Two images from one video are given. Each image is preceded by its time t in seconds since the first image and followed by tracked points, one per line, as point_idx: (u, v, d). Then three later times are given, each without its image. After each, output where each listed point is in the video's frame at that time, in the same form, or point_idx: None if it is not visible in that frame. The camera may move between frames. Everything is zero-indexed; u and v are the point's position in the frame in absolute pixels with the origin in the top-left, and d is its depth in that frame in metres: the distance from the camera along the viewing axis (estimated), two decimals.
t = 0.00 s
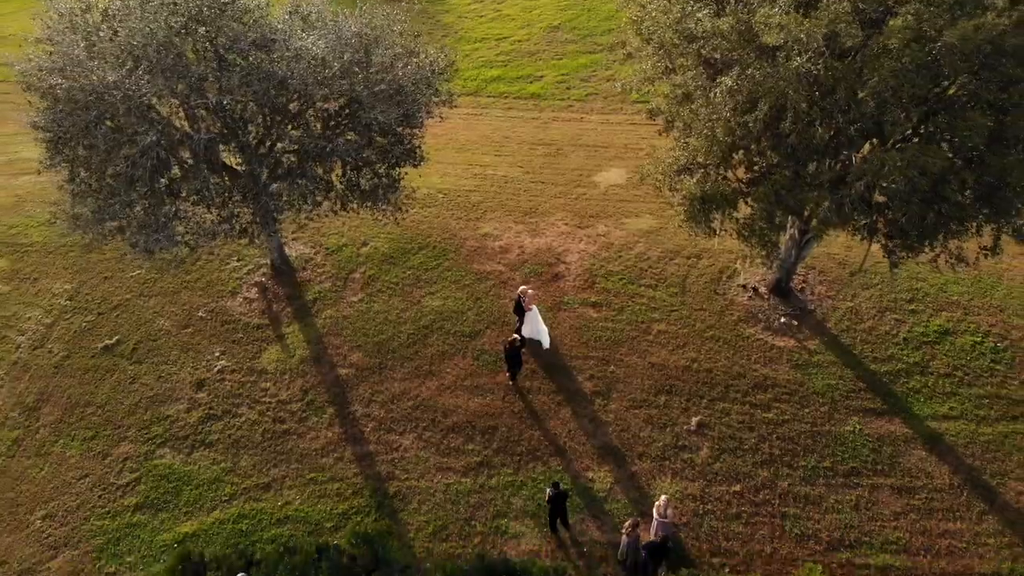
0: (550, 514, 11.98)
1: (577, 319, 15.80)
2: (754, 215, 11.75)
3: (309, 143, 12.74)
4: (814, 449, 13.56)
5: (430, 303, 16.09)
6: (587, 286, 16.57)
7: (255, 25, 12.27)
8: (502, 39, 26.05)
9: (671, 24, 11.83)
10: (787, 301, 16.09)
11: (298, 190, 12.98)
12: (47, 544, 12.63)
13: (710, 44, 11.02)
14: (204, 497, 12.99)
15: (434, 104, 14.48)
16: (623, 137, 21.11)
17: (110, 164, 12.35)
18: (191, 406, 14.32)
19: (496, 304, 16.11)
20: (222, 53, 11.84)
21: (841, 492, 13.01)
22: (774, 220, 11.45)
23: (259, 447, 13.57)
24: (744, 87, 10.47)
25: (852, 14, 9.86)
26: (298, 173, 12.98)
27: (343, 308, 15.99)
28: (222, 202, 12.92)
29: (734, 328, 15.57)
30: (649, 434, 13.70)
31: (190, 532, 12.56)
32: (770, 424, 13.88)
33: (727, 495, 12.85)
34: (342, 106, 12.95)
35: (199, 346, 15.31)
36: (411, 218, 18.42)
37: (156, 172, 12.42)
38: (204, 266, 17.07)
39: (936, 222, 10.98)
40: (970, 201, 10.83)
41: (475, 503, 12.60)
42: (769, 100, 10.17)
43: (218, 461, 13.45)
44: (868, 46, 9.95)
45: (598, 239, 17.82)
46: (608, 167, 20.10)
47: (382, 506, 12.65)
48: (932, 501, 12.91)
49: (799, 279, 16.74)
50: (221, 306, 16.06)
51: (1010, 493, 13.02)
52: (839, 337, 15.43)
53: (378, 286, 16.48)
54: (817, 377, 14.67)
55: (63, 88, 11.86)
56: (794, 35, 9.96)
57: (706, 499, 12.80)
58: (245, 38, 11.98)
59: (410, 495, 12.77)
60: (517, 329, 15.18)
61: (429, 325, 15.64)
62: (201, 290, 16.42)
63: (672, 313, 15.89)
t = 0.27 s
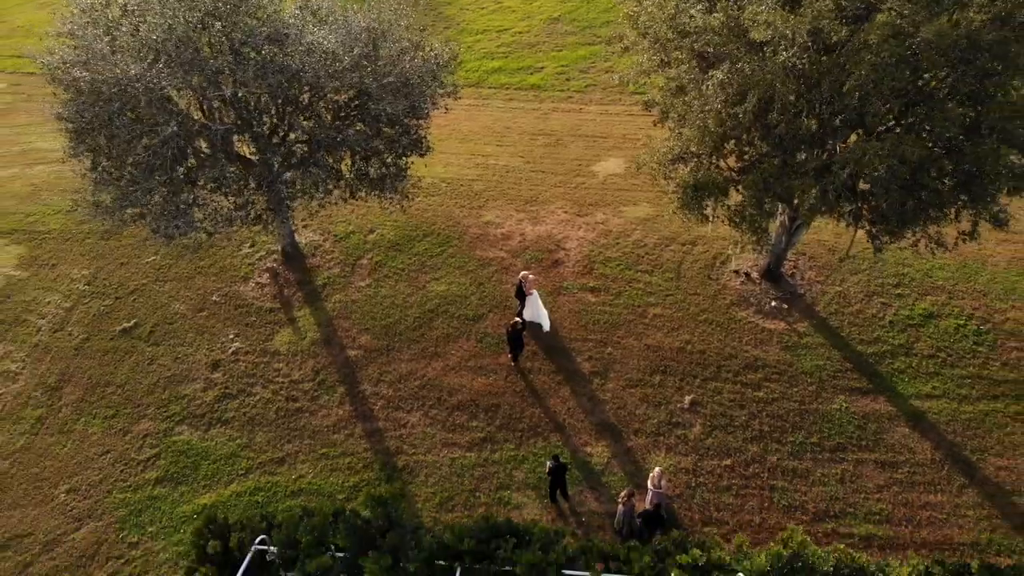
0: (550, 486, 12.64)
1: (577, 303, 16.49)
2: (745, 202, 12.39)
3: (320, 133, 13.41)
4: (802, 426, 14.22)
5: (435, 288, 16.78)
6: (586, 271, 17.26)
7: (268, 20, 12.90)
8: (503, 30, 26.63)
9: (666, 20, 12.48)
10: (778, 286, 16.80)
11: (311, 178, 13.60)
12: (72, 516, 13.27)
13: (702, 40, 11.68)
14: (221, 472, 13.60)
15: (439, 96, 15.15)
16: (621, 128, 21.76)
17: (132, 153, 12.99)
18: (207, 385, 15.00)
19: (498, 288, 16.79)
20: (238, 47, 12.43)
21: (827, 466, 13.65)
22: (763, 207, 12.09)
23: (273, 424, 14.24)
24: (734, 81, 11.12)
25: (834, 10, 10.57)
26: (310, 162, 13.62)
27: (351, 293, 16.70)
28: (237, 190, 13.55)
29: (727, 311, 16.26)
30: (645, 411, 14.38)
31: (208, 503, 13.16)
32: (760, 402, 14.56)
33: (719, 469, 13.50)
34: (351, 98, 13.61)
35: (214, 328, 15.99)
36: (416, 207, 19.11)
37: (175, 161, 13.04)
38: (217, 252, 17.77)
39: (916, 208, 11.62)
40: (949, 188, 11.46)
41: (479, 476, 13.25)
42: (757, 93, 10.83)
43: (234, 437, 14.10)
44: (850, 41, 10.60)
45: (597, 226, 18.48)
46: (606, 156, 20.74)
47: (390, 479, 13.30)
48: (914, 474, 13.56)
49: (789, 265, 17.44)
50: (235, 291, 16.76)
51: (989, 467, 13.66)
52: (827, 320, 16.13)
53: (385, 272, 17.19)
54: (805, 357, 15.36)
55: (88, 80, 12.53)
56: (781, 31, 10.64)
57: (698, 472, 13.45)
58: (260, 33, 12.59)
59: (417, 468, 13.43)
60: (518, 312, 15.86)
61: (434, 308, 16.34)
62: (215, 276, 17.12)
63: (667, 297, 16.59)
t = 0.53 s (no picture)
0: (550, 467, 13.29)
1: (576, 295, 17.18)
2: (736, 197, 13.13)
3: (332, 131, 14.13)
4: (791, 411, 14.88)
5: (439, 281, 17.46)
6: (585, 265, 17.94)
7: (282, 24, 13.57)
8: (504, 32, 27.31)
9: (660, 25, 13.14)
10: (769, 279, 17.50)
11: (323, 175, 14.32)
12: (94, 497, 13.89)
13: (694, 43, 12.36)
14: (236, 455, 14.25)
15: (444, 96, 15.82)
16: (619, 127, 22.44)
17: (152, 151, 13.69)
18: (222, 373, 15.66)
19: (500, 281, 17.47)
20: (253, 50, 13.12)
21: (815, 449, 14.29)
22: (752, 201, 12.80)
23: (286, 409, 14.90)
24: (723, 82, 11.81)
25: (817, 16, 11.28)
26: (322, 159, 14.31)
27: (359, 286, 17.42)
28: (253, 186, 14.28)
29: (720, 303, 16.95)
30: (640, 398, 15.05)
31: (225, 484, 13.80)
32: (751, 389, 15.22)
33: (711, 452, 14.15)
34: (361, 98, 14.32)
35: (228, 319, 16.70)
36: (421, 204, 19.82)
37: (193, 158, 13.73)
38: (230, 247, 18.51)
39: (897, 203, 12.32)
40: (928, 183, 12.11)
41: (483, 459, 13.90)
42: (746, 94, 11.52)
43: (249, 422, 14.76)
44: (834, 45, 11.22)
45: (595, 222, 19.16)
46: (604, 155, 21.43)
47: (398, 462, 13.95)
48: (898, 457, 14.20)
49: (781, 259, 18.14)
50: (247, 284, 17.49)
51: (970, 451, 14.31)
52: (816, 311, 16.82)
53: (392, 266, 17.90)
54: (795, 347, 16.04)
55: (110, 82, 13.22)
56: (768, 36, 11.30)
57: (691, 455, 14.10)
58: (274, 37, 13.27)
59: (424, 451, 14.07)
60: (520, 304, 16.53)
61: (439, 300, 17.01)
62: (229, 270, 17.88)
63: (663, 289, 17.29)
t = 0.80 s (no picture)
0: (551, 449, 13.95)
1: (575, 288, 17.86)
2: (727, 192, 13.79)
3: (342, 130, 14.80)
4: (781, 398, 15.55)
5: (444, 275, 18.14)
6: (584, 259, 18.63)
7: (294, 28, 14.24)
8: (505, 33, 28.00)
9: (655, 29, 13.83)
10: (761, 272, 18.19)
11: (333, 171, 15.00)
12: (114, 479, 14.52)
13: (687, 47, 13.04)
14: (251, 439, 14.91)
15: (448, 96, 16.49)
16: (617, 126, 23.13)
17: (171, 148, 14.38)
18: (235, 361, 16.34)
19: (502, 274, 18.15)
20: (267, 53, 13.80)
21: (804, 433, 14.95)
22: (742, 196, 13.48)
23: (298, 396, 15.57)
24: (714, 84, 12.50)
25: (802, 24, 12.12)
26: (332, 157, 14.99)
27: (366, 279, 18.11)
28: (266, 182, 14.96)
29: (713, 295, 17.63)
30: (637, 385, 15.72)
31: (240, 466, 14.47)
32: (743, 377, 15.90)
33: (704, 436, 14.82)
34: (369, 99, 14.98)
35: (241, 311, 17.41)
36: (425, 201, 20.52)
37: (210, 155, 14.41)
38: (242, 242, 19.23)
39: (880, 197, 12.98)
40: (909, 179, 12.77)
41: (486, 442, 14.56)
42: (735, 94, 12.21)
43: (262, 408, 15.43)
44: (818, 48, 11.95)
45: (594, 218, 19.84)
46: (603, 153, 22.11)
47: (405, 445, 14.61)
48: (883, 441, 14.85)
49: (772, 253, 18.83)
50: (259, 277, 18.21)
51: (953, 435, 14.96)
52: (805, 303, 17.51)
53: (398, 260, 18.59)
54: (785, 337, 16.72)
55: (131, 82, 13.87)
56: (756, 40, 12.01)
57: (685, 439, 14.77)
58: (288, 40, 13.95)
59: (430, 435, 14.74)
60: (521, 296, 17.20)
61: (443, 293, 17.69)
62: (241, 264, 18.60)
63: (659, 282, 17.97)
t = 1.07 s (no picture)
0: (551, 432, 14.64)
1: (574, 280, 18.56)
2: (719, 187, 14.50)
3: (352, 129, 15.56)
4: (771, 384, 16.25)
5: (448, 268, 18.84)
6: (583, 252, 19.34)
7: (305, 31, 14.92)
8: (506, 34, 28.72)
9: (650, 32, 14.54)
10: (753, 265, 18.91)
11: (343, 167, 15.74)
12: (134, 462, 15.19)
13: (681, 49, 13.74)
14: (265, 423, 15.59)
15: (453, 96, 17.19)
16: (615, 125, 23.84)
17: (189, 145, 15.10)
18: (249, 350, 17.03)
19: (504, 267, 18.85)
20: (281, 55, 14.51)
21: (793, 418, 15.65)
22: (733, 190, 14.19)
23: (309, 383, 16.27)
24: (706, 84, 13.19)
25: (789, 27, 12.81)
26: (343, 154, 15.73)
27: (374, 272, 18.83)
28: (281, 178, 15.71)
29: (707, 287, 18.34)
30: (633, 373, 16.42)
31: (255, 449, 15.16)
32: (736, 365, 16.60)
33: (698, 421, 15.51)
34: (377, 99, 15.71)
35: (254, 302, 18.12)
36: (430, 197, 21.23)
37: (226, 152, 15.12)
38: (253, 236, 19.96)
39: (864, 192, 13.67)
40: (892, 174, 13.44)
41: (490, 426, 15.26)
42: (726, 94, 12.92)
43: (275, 395, 16.11)
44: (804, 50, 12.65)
45: (592, 213, 20.54)
46: (601, 152, 22.82)
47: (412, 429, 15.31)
48: (869, 426, 15.54)
49: (764, 248, 19.56)
50: (270, 270, 18.94)
51: (936, 420, 15.64)
52: (796, 294, 18.22)
53: (404, 254, 19.29)
54: (776, 327, 17.43)
55: (151, 82, 14.56)
56: (746, 43, 12.70)
57: (679, 423, 15.47)
58: (300, 43, 14.65)
59: (436, 419, 15.43)
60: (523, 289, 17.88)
61: (447, 285, 18.40)
62: (253, 258, 19.32)
63: (655, 274, 18.68)
